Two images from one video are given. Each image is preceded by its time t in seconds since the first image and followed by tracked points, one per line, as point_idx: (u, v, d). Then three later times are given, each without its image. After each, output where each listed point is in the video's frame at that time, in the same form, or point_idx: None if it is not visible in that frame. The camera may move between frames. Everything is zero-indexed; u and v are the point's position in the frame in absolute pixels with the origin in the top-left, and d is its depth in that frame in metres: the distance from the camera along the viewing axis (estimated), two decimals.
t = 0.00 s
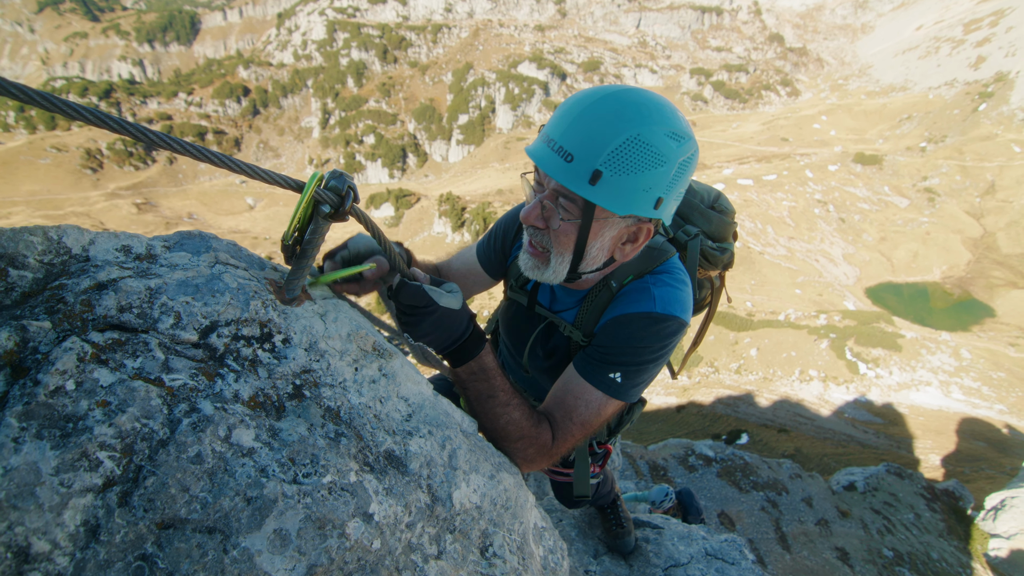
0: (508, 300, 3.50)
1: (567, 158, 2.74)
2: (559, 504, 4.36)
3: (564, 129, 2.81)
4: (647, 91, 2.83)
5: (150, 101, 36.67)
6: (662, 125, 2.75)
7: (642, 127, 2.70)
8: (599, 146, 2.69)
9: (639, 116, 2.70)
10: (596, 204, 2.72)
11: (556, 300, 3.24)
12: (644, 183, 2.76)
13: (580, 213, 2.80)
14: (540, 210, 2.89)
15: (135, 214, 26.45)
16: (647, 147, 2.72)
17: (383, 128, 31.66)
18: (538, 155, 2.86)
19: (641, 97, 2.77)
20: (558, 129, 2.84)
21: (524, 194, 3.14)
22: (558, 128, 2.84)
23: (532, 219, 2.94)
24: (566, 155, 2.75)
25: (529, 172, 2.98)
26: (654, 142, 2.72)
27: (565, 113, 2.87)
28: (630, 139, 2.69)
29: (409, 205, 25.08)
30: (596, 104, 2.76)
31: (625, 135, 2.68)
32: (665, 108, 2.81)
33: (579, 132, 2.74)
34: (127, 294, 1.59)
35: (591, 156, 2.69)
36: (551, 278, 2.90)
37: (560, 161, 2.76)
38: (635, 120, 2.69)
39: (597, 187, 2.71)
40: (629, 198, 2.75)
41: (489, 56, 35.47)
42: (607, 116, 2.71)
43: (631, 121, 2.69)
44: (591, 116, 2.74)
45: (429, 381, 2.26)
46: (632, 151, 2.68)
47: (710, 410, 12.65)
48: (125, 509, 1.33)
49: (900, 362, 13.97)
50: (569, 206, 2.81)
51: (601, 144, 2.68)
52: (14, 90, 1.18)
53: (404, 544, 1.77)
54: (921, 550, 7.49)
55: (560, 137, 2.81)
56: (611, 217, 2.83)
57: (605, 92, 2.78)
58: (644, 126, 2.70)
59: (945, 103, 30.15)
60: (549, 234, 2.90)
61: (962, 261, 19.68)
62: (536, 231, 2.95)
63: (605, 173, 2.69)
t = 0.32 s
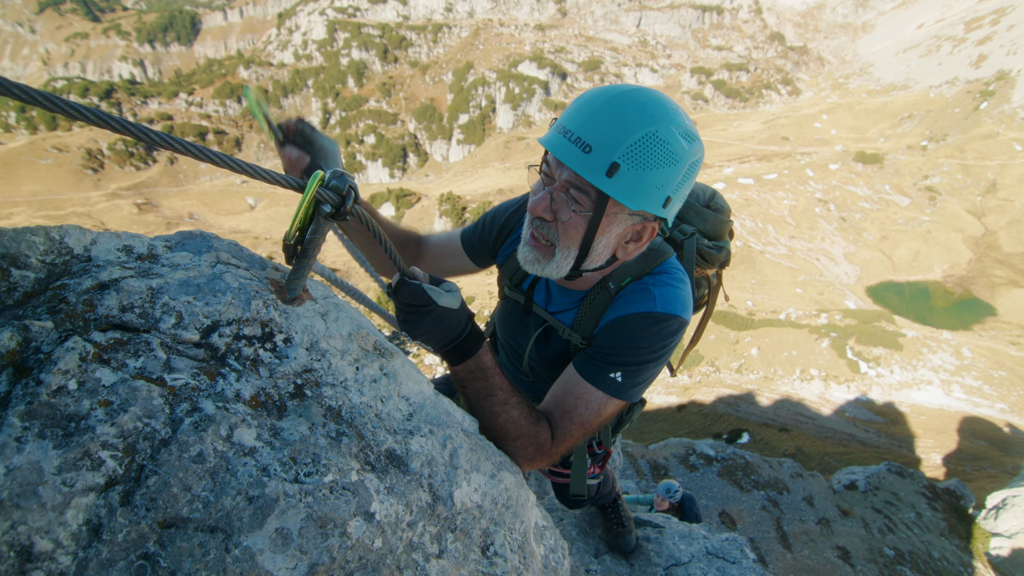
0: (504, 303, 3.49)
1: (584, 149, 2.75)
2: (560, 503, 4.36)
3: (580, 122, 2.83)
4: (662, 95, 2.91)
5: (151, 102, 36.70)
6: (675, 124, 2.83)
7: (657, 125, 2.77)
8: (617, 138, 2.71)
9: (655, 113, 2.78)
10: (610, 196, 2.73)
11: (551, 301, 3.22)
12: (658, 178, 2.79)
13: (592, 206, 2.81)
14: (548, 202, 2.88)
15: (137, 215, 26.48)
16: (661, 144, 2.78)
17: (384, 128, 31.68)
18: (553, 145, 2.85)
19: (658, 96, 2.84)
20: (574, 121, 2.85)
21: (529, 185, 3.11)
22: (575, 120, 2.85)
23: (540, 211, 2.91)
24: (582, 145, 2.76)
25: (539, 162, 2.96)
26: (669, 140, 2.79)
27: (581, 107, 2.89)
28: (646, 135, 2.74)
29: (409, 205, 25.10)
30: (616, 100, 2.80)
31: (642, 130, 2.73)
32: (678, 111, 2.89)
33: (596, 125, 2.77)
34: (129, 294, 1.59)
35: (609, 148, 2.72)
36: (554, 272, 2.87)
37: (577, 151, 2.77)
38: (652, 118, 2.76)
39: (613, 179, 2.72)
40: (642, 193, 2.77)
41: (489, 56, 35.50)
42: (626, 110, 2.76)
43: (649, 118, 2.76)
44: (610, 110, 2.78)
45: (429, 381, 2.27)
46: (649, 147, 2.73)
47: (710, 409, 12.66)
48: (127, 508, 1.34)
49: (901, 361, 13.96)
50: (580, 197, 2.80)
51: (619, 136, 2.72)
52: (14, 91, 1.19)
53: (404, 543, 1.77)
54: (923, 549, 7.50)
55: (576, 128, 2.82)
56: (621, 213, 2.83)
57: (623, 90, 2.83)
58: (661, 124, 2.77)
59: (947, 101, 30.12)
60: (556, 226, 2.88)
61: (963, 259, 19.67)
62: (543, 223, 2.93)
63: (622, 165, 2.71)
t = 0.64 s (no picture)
0: (499, 304, 3.49)
1: (582, 139, 2.77)
2: (560, 504, 4.35)
3: (577, 114, 2.85)
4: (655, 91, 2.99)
5: (150, 103, 36.67)
6: (670, 116, 2.87)
7: (652, 115, 2.81)
8: (614, 127, 2.74)
9: (651, 105, 2.82)
10: (607, 184, 2.74)
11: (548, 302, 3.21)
12: (654, 169, 2.81)
13: (589, 197, 2.81)
14: (545, 194, 2.87)
15: (136, 216, 26.45)
16: (657, 134, 2.81)
17: (383, 129, 31.69)
18: (549, 136, 2.87)
19: (652, 90, 2.90)
20: (570, 114, 2.87)
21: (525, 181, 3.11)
22: (572, 111, 2.87)
23: (537, 203, 2.91)
24: (580, 135, 2.77)
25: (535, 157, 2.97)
26: (664, 130, 2.83)
27: (577, 100, 2.93)
28: (641, 125, 2.77)
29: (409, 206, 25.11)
30: (612, 91, 2.84)
31: (638, 120, 2.77)
32: (673, 105, 2.95)
33: (592, 116, 2.79)
34: (131, 296, 1.60)
35: (606, 137, 2.73)
36: (551, 266, 2.87)
37: (574, 141, 2.78)
38: (648, 109, 2.80)
39: (609, 169, 2.73)
40: (639, 182, 2.79)
41: (489, 57, 35.53)
42: (623, 101, 2.79)
43: (645, 108, 2.80)
44: (605, 100, 2.82)
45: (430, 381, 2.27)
46: (646, 136, 2.76)
47: (710, 410, 12.66)
48: (128, 510, 1.33)
49: (901, 361, 13.97)
50: (578, 188, 2.81)
51: (616, 125, 2.74)
52: (15, 93, 1.18)
53: (406, 544, 1.77)
54: (923, 550, 7.49)
55: (573, 120, 2.84)
56: (619, 203, 2.85)
57: (619, 84, 2.88)
58: (656, 115, 2.81)
59: (945, 102, 30.14)
60: (554, 219, 2.87)
61: (962, 259, 19.72)
62: (540, 216, 2.93)
63: (619, 155, 2.73)
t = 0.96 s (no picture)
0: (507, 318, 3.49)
1: (564, 169, 2.65)
2: (569, 503, 4.33)
3: (556, 139, 2.72)
4: (640, 99, 2.79)
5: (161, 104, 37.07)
6: (656, 130, 2.69)
7: (637, 133, 2.64)
8: (597, 152, 2.60)
9: (632, 122, 2.65)
10: (595, 213, 2.66)
11: (555, 312, 3.19)
12: (642, 188, 2.70)
13: (578, 223, 2.74)
14: (536, 222, 2.81)
15: (147, 217, 26.72)
16: (643, 153, 2.66)
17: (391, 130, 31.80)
18: (532, 167, 2.75)
19: (635, 102, 2.71)
20: (550, 139, 2.75)
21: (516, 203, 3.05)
22: (552, 137, 2.73)
23: (529, 231, 2.85)
24: (562, 164, 2.65)
25: (520, 184, 2.87)
26: (649, 148, 2.67)
27: (557, 122, 2.77)
28: (626, 147, 2.62)
29: (417, 206, 25.22)
30: (592, 110, 2.67)
31: (622, 140, 2.62)
32: (659, 113, 2.76)
33: (571, 142, 2.66)
34: (143, 295, 1.61)
35: (589, 164, 2.61)
36: (551, 288, 2.88)
37: (556, 171, 2.67)
38: (631, 127, 2.63)
39: (596, 198, 2.64)
40: (628, 206, 2.69)
41: (496, 57, 35.57)
42: (602, 123, 2.63)
43: (627, 128, 2.63)
44: (586, 124, 2.66)
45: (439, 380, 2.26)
46: (630, 158, 2.62)
47: (719, 410, 12.57)
48: (142, 508, 1.34)
49: (913, 361, 13.81)
50: (564, 219, 2.74)
51: (598, 151, 2.61)
52: (27, 93, 1.17)
53: (416, 544, 1.77)
54: (935, 552, 7.36)
55: (553, 146, 2.71)
56: (610, 225, 2.76)
57: (596, 101, 2.71)
58: (639, 134, 2.63)
59: (958, 99, 29.70)
60: (547, 245, 2.82)
61: (975, 258, 19.45)
62: (533, 242, 2.88)
63: (605, 181, 2.62)
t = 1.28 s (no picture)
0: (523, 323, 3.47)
1: (530, 211, 2.45)
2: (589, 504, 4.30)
3: (511, 176, 2.48)
4: (585, 97, 2.44)
5: (187, 107, 37.99)
6: (610, 137, 2.39)
7: (591, 150, 2.36)
8: (554, 187, 2.37)
9: (583, 140, 2.36)
10: (575, 243, 2.51)
11: (566, 315, 3.13)
12: (614, 201, 2.48)
13: (563, 251, 2.60)
14: (524, 257, 2.70)
15: (173, 217, 27.35)
16: (604, 170, 2.40)
17: (411, 130, 32.05)
18: (497, 213, 2.58)
19: (578, 111, 2.40)
20: (505, 178, 2.52)
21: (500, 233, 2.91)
22: (508, 175, 2.49)
23: (520, 264, 2.76)
24: (526, 207, 2.46)
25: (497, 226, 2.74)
26: (608, 161, 2.40)
27: (506, 158, 2.53)
28: (585, 169, 2.37)
29: (436, 206, 25.43)
30: (536, 140, 2.40)
31: (578, 166, 2.36)
32: (609, 111, 2.43)
33: (526, 177, 2.41)
34: (172, 293, 1.64)
35: (551, 201, 2.40)
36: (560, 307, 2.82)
37: (522, 215, 2.48)
38: (581, 148, 2.35)
39: (570, 229, 2.47)
40: (605, 225, 2.51)
41: (515, 57, 35.68)
42: (551, 151, 2.36)
43: (578, 148, 2.35)
44: (535, 157, 2.40)
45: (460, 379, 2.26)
46: (592, 182, 2.38)
47: (741, 412, 12.36)
48: (171, 502, 1.37)
49: (941, 365, 13.43)
50: (549, 251, 2.60)
51: (556, 185, 2.37)
52: (62, 96, 1.19)
53: (438, 543, 1.77)
54: (963, 561, 7.13)
55: (509, 186, 2.49)
56: (595, 243, 2.61)
57: (539, 124, 2.40)
58: (593, 149, 2.35)
59: (989, 95, 28.76)
60: (542, 272, 2.73)
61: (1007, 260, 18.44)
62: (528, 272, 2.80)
63: (574, 211, 2.43)
